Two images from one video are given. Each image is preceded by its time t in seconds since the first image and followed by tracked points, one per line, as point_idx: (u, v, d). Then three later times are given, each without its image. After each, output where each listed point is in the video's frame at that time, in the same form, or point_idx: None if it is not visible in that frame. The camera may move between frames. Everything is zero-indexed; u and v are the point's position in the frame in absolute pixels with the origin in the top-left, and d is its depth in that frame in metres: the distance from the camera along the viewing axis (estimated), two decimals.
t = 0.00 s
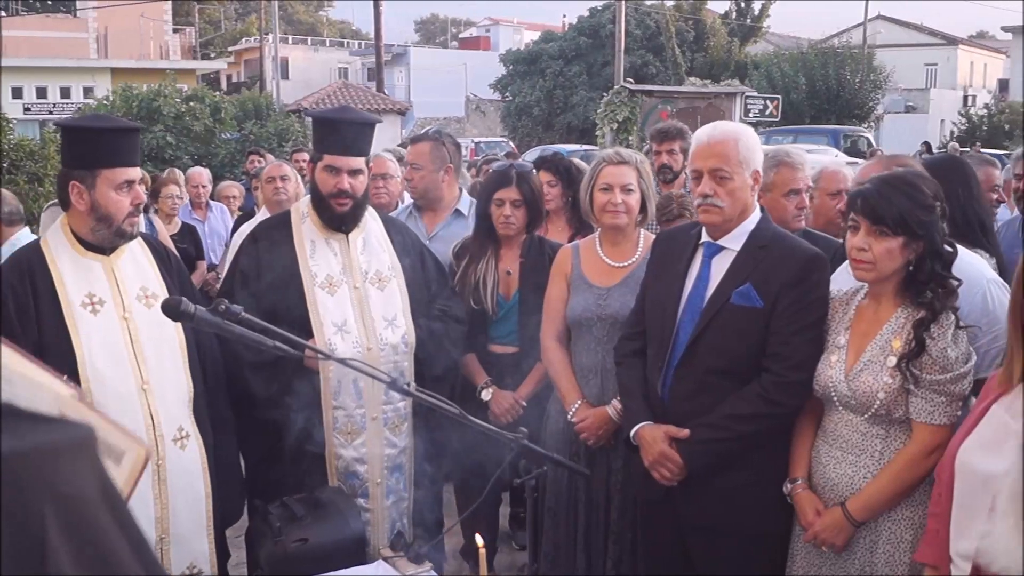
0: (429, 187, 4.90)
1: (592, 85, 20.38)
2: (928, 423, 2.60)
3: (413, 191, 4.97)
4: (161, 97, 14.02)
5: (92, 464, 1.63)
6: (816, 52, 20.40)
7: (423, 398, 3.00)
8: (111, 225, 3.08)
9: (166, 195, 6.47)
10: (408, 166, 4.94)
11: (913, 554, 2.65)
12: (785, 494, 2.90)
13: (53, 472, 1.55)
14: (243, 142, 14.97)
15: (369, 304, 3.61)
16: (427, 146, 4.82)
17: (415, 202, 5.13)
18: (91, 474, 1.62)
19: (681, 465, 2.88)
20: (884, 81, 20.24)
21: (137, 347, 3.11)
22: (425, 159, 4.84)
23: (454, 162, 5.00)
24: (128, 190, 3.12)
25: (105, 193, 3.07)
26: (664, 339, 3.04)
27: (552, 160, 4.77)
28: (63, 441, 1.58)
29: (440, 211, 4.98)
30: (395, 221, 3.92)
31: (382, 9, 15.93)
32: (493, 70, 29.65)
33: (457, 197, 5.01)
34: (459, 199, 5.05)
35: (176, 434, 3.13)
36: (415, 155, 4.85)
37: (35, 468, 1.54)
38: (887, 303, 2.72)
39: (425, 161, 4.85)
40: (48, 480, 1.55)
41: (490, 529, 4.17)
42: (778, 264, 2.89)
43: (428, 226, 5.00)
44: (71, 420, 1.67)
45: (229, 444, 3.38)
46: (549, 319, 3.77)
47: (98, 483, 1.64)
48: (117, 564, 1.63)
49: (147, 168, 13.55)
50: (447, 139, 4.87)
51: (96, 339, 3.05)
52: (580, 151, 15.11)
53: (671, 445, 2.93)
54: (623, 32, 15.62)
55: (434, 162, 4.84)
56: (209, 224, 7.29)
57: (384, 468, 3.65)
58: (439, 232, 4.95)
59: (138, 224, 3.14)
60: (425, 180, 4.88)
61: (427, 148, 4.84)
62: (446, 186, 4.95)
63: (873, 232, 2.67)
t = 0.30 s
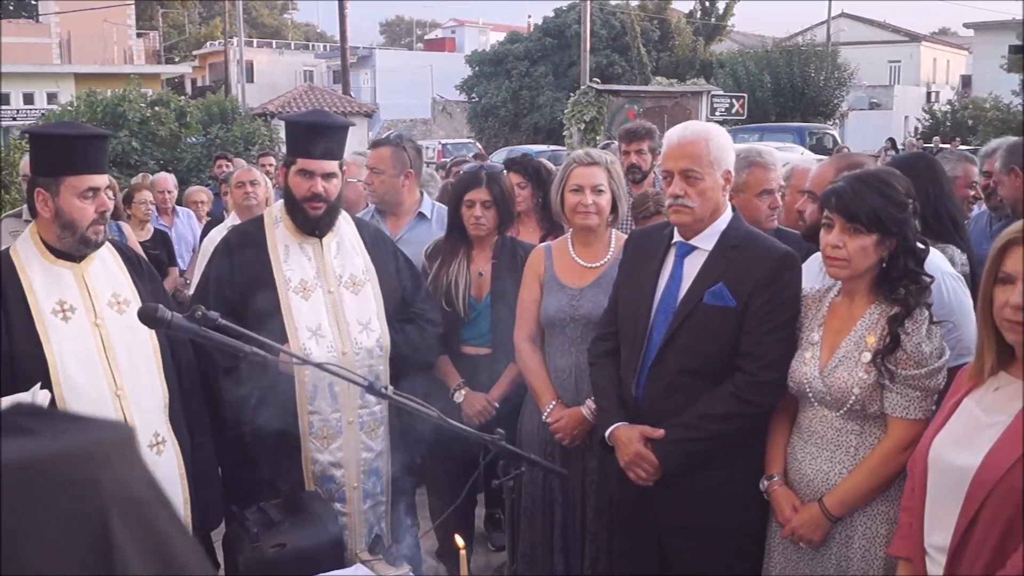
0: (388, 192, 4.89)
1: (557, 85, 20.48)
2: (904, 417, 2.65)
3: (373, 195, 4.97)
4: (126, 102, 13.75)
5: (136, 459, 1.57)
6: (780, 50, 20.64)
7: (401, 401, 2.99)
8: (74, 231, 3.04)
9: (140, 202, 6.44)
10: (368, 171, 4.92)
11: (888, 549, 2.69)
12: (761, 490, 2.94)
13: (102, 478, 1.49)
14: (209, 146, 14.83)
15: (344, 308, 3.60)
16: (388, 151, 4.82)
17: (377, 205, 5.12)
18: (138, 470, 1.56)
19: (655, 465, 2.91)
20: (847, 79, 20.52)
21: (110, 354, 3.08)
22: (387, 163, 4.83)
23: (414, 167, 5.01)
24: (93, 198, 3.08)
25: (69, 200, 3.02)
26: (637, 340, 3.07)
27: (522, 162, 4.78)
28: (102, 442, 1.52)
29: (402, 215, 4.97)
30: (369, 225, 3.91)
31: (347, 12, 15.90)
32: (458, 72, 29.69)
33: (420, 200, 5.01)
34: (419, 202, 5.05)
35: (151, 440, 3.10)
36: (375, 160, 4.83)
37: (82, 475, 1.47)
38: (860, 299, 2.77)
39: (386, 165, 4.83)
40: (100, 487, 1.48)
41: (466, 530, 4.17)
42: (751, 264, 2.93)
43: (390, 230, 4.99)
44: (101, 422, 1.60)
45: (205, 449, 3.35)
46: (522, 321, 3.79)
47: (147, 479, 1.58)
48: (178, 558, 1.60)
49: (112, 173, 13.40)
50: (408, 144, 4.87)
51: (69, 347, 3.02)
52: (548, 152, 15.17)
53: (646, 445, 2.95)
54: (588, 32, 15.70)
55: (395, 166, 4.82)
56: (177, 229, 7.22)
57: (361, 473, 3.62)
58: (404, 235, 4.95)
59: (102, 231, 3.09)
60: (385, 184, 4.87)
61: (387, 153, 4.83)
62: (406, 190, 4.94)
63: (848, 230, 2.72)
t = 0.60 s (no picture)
0: (350, 193, 4.93)
1: (522, 87, 20.57)
2: (862, 415, 2.71)
3: (337, 197, 5.00)
4: (87, 103, 13.58)
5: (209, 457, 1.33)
6: (743, 53, 20.89)
7: (368, 401, 3.00)
8: (21, 233, 3.00)
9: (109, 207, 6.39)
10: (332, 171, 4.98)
11: (847, 545, 2.76)
12: (724, 487, 3.00)
13: (192, 471, 1.26)
14: (172, 148, 14.69)
15: (311, 310, 3.60)
16: (350, 151, 4.88)
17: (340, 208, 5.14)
18: (214, 467, 1.32)
19: (620, 464, 2.95)
20: (808, 81, 20.83)
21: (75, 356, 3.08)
22: (349, 162, 4.90)
23: (376, 167, 5.04)
24: (38, 199, 2.99)
25: (14, 202, 2.95)
26: (602, 340, 3.11)
27: (488, 164, 4.84)
28: (177, 436, 1.27)
29: (368, 216, 5.00)
30: (336, 226, 3.92)
31: (312, 14, 15.85)
32: (423, 74, 29.69)
33: (386, 201, 5.03)
34: (384, 203, 5.07)
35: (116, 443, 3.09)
36: (338, 160, 4.89)
37: (173, 468, 1.23)
38: (821, 299, 2.85)
39: (348, 165, 4.90)
40: (192, 482, 1.25)
41: (433, 530, 4.19)
42: (713, 265, 2.99)
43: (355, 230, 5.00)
44: (164, 417, 1.34)
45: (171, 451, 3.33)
46: (487, 322, 3.82)
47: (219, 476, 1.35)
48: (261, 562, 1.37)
49: (73, 175, 13.22)
50: (370, 145, 4.93)
51: (34, 349, 3.01)
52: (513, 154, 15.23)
53: (610, 444, 3.00)
54: (552, 35, 15.69)
55: (357, 166, 4.89)
56: (140, 232, 7.16)
57: (327, 474, 3.63)
58: (370, 236, 4.95)
59: (51, 232, 3.04)
60: (348, 185, 4.91)
61: (350, 153, 4.90)
62: (369, 191, 4.97)
63: (810, 229, 2.79)
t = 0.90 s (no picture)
0: (323, 194, 4.99)
1: (492, 90, 20.64)
2: (820, 416, 2.81)
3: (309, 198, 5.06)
4: (55, 102, 13.56)
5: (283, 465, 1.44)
6: (711, 58, 21.11)
7: (336, 401, 3.06)
8: None
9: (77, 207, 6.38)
10: (307, 172, 5.03)
11: (805, 543, 2.86)
12: (685, 486, 3.10)
13: (276, 477, 1.35)
14: (140, 148, 14.59)
15: (280, 311, 3.66)
16: (326, 152, 4.94)
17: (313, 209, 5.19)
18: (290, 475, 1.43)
19: (584, 464, 3.03)
20: (776, 87, 21.07)
21: (44, 354, 3.08)
22: (325, 163, 4.95)
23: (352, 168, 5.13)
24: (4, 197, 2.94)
25: None
26: (568, 341, 3.21)
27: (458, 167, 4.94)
28: (263, 440, 1.36)
29: (340, 217, 5.06)
30: (305, 228, 3.98)
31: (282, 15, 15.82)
32: (393, 76, 29.66)
33: (359, 202, 5.09)
34: (358, 205, 5.13)
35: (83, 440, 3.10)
36: (315, 160, 4.95)
37: (265, 473, 1.33)
38: (779, 301, 2.95)
39: (325, 166, 4.96)
40: (281, 488, 1.36)
41: (399, 529, 4.26)
42: (677, 268, 3.08)
43: (329, 231, 5.06)
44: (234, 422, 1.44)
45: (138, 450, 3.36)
46: (454, 323, 3.89)
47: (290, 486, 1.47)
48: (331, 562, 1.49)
49: (39, 175, 13.09)
50: (346, 146, 5.01)
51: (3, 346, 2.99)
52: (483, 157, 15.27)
53: (575, 444, 3.08)
54: (521, 37, 15.69)
55: (334, 167, 4.95)
56: (107, 232, 7.16)
57: (295, 473, 3.68)
58: (342, 238, 5.00)
59: (19, 232, 3.03)
60: (324, 185, 4.97)
61: (326, 154, 4.95)
62: (344, 192, 5.04)
63: (769, 233, 2.90)
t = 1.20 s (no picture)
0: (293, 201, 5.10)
1: (461, 97, 20.81)
2: (776, 419, 2.96)
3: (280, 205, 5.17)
4: (24, 108, 13.53)
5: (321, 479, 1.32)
6: (678, 68, 21.43)
7: (304, 401, 3.17)
8: None
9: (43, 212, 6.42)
10: (287, 177, 5.13)
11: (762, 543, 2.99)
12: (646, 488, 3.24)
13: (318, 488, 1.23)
14: (110, 153, 14.58)
15: (250, 315, 3.77)
16: (307, 155, 5.05)
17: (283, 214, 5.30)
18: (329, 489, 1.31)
19: (546, 465, 3.18)
20: (742, 97, 21.40)
21: (21, 356, 3.17)
22: (300, 169, 5.07)
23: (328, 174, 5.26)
24: None
25: None
26: (531, 345, 3.36)
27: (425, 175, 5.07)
28: (300, 447, 1.24)
29: (312, 223, 5.17)
30: (275, 234, 4.10)
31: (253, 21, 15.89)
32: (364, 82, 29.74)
33: (328, 209, 5.22)
34: (329, 211, 5.26)
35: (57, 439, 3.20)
36: (293, 164, 5.07)
37: (306, 482, 1.21)
38: (738, 308, 3.11)
39: (305, 169, 5.07)
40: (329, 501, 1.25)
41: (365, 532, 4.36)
42: (638, 276, 3.24)
43: (300, 236, 5.16)
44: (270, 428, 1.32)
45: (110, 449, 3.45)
46: (421, 328, 4.02)
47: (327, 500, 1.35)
48: None
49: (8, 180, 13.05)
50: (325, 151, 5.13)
51: None
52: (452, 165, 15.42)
53: (538, 446, 3.23)
54: (491, 46, 15.68)
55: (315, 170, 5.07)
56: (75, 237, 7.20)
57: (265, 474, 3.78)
58: (312, 244, 5.11)
59: None
60: (306, 189, 5.08)
61: (305, 158, 5.08)
62: (324, 196, 5.16)
63: (726, 242, 3.07)
